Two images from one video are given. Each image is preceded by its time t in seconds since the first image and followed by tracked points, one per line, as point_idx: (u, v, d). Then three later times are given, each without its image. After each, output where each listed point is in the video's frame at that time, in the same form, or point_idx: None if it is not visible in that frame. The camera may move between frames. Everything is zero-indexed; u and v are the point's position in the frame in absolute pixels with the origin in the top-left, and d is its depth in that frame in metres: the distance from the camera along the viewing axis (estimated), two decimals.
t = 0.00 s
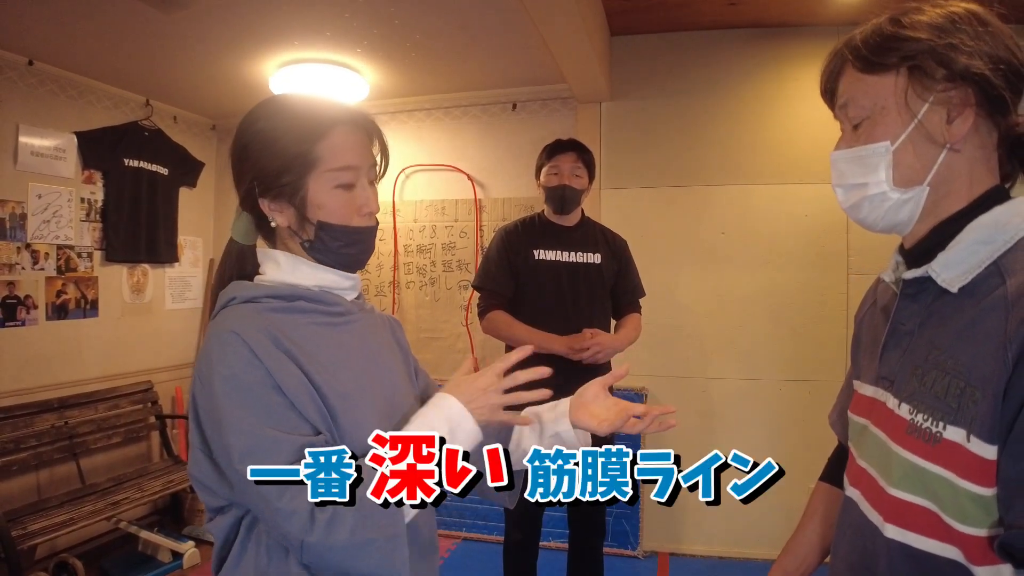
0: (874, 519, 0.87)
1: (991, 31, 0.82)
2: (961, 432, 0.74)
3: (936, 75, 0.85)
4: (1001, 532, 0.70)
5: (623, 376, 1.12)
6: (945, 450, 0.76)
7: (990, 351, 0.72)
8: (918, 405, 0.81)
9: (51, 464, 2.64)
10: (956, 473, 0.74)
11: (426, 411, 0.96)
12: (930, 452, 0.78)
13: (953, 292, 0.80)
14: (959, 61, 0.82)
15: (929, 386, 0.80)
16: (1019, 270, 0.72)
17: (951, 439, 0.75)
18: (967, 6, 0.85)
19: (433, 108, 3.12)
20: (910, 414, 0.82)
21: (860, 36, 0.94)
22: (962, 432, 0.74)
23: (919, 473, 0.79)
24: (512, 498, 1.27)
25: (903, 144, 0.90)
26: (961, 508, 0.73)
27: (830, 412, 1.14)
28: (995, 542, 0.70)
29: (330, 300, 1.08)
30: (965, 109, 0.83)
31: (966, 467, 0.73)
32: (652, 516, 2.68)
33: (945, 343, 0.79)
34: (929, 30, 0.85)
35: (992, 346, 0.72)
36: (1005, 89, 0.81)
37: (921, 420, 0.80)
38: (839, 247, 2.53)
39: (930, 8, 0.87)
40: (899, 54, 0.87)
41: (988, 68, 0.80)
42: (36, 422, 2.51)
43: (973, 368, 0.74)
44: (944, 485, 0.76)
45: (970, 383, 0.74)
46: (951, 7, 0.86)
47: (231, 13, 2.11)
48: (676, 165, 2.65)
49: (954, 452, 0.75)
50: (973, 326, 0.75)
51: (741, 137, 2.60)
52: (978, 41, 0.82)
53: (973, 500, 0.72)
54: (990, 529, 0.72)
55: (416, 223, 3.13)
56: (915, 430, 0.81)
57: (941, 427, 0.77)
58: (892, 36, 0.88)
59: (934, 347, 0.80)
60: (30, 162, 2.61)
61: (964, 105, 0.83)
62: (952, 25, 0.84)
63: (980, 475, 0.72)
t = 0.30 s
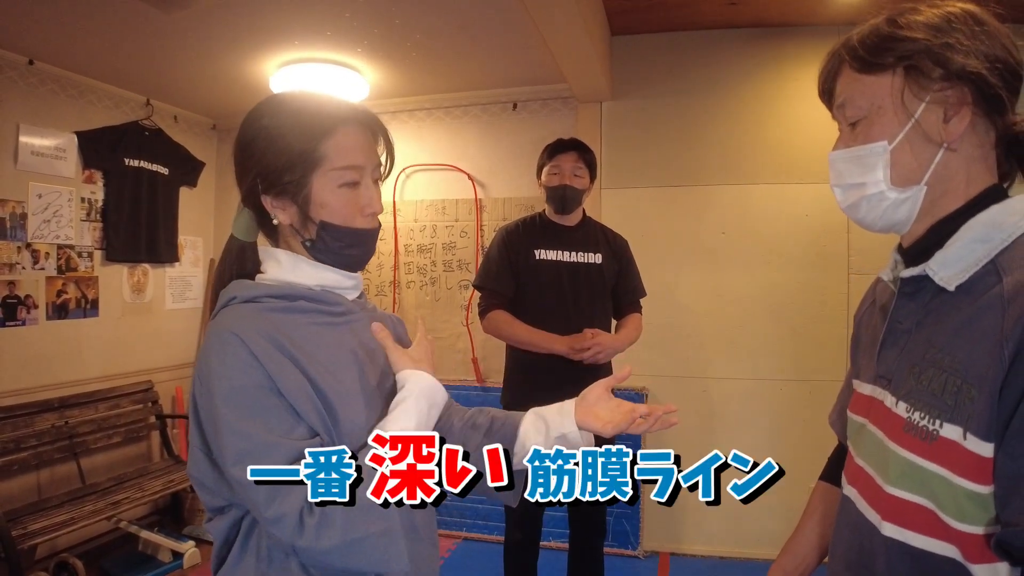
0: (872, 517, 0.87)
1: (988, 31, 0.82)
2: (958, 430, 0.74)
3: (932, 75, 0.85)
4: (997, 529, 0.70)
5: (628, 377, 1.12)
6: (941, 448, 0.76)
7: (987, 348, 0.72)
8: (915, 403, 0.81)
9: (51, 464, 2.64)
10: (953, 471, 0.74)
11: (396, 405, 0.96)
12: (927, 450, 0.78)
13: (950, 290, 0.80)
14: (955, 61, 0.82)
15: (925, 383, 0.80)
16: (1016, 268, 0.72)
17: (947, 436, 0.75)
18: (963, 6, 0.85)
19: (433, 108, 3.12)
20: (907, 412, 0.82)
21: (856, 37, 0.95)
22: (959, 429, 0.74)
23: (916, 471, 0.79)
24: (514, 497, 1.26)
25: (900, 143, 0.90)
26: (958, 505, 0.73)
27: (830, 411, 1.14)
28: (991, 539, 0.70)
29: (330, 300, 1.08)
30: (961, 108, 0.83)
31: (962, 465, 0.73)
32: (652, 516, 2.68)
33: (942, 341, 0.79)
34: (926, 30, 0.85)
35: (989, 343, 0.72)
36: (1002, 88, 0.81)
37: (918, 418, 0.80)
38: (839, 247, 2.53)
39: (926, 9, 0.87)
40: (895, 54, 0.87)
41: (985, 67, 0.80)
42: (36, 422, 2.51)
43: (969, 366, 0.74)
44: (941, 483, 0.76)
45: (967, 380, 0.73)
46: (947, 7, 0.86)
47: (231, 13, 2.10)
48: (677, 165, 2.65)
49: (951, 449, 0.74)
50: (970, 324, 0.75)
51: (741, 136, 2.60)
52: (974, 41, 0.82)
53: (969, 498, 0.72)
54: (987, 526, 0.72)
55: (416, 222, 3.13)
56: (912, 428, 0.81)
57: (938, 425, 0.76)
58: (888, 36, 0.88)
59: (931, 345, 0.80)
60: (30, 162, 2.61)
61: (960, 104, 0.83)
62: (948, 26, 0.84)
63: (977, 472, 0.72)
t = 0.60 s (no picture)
0: (867, 517, 0.87)
1: (987, 31, 0.83)
2: (953, 429, 0.74)
3: (931, 73, 0.85)
4: (992, 529, 0.71)
5: (624, 376, 1.12)
6: (937, 448, 0.76)
7: (981, 348, 0.72)
8: (910, 402, 0.81)
9: (51, 464, 2.64)
10: (949, 470, 0.74)
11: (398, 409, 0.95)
12: (922, 449, 0.78)
13: (944, 289, 0.80)
14: (954, 60, 0.82)
15: (920, 383, 0.80)
16: (1011, 268, 0.72)
17: (943, 436, 0.75)
18: (964, 7, 0.86)
19: (433, 108, 3.12)
20: (902, 412, 0.83)
21: (856, 35, 0.95)
22: (954, 429, 0.74)
23: (911, 471, 0.80)
24: (513, 495, 1.26)
25: (898, 141, 0.90)
26: (954, 505, 0.74)
27: (827, 411, 1.14)
28: (986, 539, 0.70)
29: (329, 300, 1.09)
30: (959, 107, 0.83)
31: (957, 464, 0.73)
32: (652, 516, 2.68)
33: (936, 341, 0.79)
34: (926, 29, 0.85)
35: (983, 343, 0.72)
36: (1000, 89, 0.81)
37: (913, 417, 0.80)
38: (839, 247, 2.53)
39: (927, 8, 0.88)
40: (895, 51, 0.88)
41: (983, 67, 0.81)
42: (36, 422, 2.51)
43: (964, 365, 0.74)
44: (936, 483, 0.76)
45: (961, 379, 0.74)
46: (948, 7, 0.86)
47: (231, 13, 2.11)
48: (676, 165, 2.65)
49: (946, 449, 0.75)
50: (964, 323, 0.75)
51: (740, 136, 2.60)
52: (972, 41, 0.82)
53: (964, 498, 0.73)
54: (981, 526, 0.72)
55: (416, 222, 3.13)
56: (907, 428, 0.81)
57: (933, 425, 0.77)
58: (889, 33, 0.88)
59: (926, 345, 0.81)
60: (30, 162, 2.61)
61: (958, 103, 0.84)
62: (949, 25, 0.84)
63: (972, 472, 0.72)
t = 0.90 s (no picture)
0: (863, 518, 0.87)
1: (980, 32, 0.83)
2: (948, 431, 0.74)
3: (925, 76, 0.85)
4: (987, 531, 0.71)
5: (620, 377, 1.12)
6: (932, 450, 0.76)
7: (976, 350, 0.72)
8: (906, 404, 0.81)
9: (51, 464, 2.65)
10: (944, 473, 0.74)
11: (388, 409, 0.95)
12: (918, 451, 0.78)
13: (940, 291, 0.80)
14: (947, 63, 0.83)
15: (917, 385, 0.80)
16: (1006, 270, 0.72)
17: (938, 438, 0.75)
18: (957, 10, 0.86)
19: (433, 108, 3.12)
20: (898, 414, 0.83)
21: (850, 40, 0.95)
22: (949, 431, 0.74)
23: (906, 473, 0.80)
24: (512, 496, 1.26)
25: (893, 144, 0.90)
26: (948, 507, 0.74)
27: (825, 413, 1.14)
28: (980, 541, 0.70)
29: (327, 302, 1.09)
30: (954, 111, 0.83)
31: (952, 466, 0.73)
32: (651, 516, 2.69)
33: (933, 343, 0.79)
34: (920, 32, 0.85)
35: (977, 346, 0.72)
36: (995, 91, 0.81)
37: (909, 419, 0.80)
38: (838, 248, 2.53)
39: (920, 12, 0.88)
40: (889, 56, 0.88)
41: (978, 69, 0.81)
42: (36, 422, 2.51)
43: (959, 368, 0.74)
44: (931, 484, 0.76)
45: (957, 382, 0.74)
46: (941, 11, 0.87)
47: (230, 14, 2.11)
48: (675, 165, 2.65)
49: (940, 451, 0.75)
50: (960, 325, 0.76)
51: (740, 137, 2.60)
52: (966, 44, 0.82)
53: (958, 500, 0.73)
54: (975, 528, 0.72)
55: (415, 223, 3.13)
56: (903, 429, 0.81)
57: (928, 427, 0.77)
58: (882, 38, 0.89)
59: (923, 346, 0.81)
60: (30, 163, 2.62)
61: (953, 107, 0.84)
62: (942, 28, 0.85)
63: (967, 475, 0.72)
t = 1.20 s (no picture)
0: (859, 518, 0.88)
1: (987, 36, 0.83)
2: (942, 432, 0.74)
3: (930, 75, 0.85)
4: (980, 532, 0.71)
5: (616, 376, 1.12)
6: (926, 450, 0.76)
7: (969, 350, 0.72)
8: (901, 405, 0.82)
9: (50, 464, 2.65)
10: (938, 473, 0.74)
11: (378, 412, 0.95)
12: (913, 452, 0.79)
13: (934, 292, 0.81)
14: (953, 63, 0.82)
15: (911, 386, 0.81)
16: (1001, 272, 0.72)
17: (932, 438, 0.76)
18: (967, 12, 0.86)
19: (432, 109, 3.12)
20: (893, 414, 0.83)
21: (860, 34, 0.95)
22: (943, 432, 0.74)
23: (900, 473, 0.80)
24: (509, 497, 1.27)
25: (892, 139, 0.91)
26: (943, 508, 0.74)
27: (822, 414, 1.14)
28: (974, 542, 0.71)
29: (325, 303, 1.09)
30: (954, 111, 0.83)
31: (946, 466, 0.74)
32: (650, 516, 2.69)
33: (927, 343, 0.80)
34: (928, 30, 0.85)
35: (971, 346, 0.72)
36: (997, 95, 0.81)
37: (903, 419, 0.81)
38: (837, 248, 2.53)
39: (931, 11, 0.88)
40: (895, 51, 0.88)
41: (981, 71, 0.81)
42: (36, 422, 2.52)
43: (953, 368, 0.74)
44: (925, 485, 0.76)
45: (951, 382, 0.74)
46: (952, 12, 0.87)
47: (229, 15, 2.11)
48: (674, 165, 2.65)
49: (935, 451, 0.75)
50: (954, 325, 0.76)
51: (738, 137, 2.60)
52: (973, 46, 0.82)
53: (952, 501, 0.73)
54: (969, 529, 0.72)
55: (414, 223, 3.13)
56: (898, 430, 0.82)
57: (923, 427, 0.77)
58: (891, 33, 0.89)
59: (917, 347, 0.81)
60: (30, 163, 2.62)
61: (954, 107, 0.83)
62: (951, 28, 0.84)
63: (961, 475, 0.72)
